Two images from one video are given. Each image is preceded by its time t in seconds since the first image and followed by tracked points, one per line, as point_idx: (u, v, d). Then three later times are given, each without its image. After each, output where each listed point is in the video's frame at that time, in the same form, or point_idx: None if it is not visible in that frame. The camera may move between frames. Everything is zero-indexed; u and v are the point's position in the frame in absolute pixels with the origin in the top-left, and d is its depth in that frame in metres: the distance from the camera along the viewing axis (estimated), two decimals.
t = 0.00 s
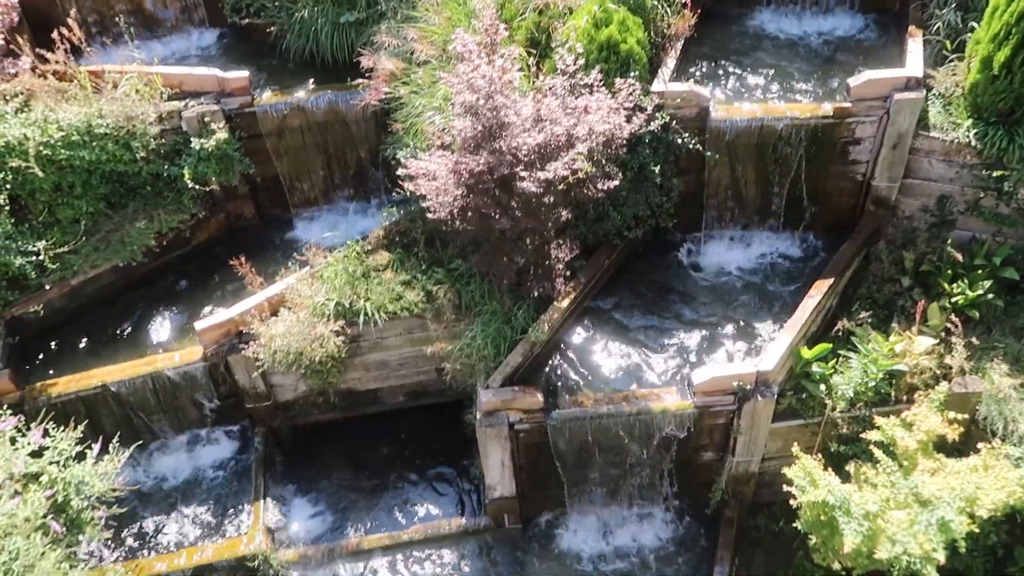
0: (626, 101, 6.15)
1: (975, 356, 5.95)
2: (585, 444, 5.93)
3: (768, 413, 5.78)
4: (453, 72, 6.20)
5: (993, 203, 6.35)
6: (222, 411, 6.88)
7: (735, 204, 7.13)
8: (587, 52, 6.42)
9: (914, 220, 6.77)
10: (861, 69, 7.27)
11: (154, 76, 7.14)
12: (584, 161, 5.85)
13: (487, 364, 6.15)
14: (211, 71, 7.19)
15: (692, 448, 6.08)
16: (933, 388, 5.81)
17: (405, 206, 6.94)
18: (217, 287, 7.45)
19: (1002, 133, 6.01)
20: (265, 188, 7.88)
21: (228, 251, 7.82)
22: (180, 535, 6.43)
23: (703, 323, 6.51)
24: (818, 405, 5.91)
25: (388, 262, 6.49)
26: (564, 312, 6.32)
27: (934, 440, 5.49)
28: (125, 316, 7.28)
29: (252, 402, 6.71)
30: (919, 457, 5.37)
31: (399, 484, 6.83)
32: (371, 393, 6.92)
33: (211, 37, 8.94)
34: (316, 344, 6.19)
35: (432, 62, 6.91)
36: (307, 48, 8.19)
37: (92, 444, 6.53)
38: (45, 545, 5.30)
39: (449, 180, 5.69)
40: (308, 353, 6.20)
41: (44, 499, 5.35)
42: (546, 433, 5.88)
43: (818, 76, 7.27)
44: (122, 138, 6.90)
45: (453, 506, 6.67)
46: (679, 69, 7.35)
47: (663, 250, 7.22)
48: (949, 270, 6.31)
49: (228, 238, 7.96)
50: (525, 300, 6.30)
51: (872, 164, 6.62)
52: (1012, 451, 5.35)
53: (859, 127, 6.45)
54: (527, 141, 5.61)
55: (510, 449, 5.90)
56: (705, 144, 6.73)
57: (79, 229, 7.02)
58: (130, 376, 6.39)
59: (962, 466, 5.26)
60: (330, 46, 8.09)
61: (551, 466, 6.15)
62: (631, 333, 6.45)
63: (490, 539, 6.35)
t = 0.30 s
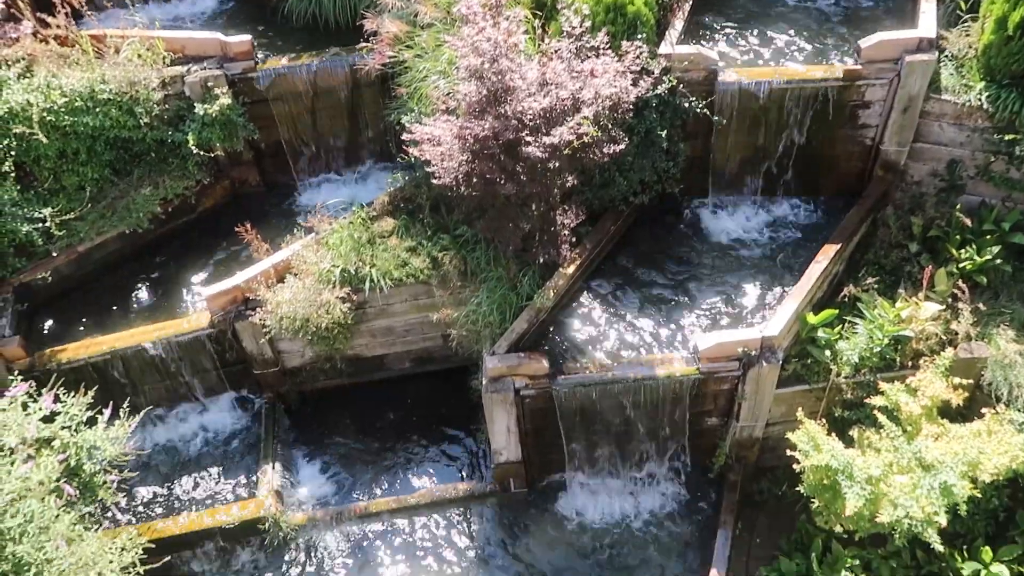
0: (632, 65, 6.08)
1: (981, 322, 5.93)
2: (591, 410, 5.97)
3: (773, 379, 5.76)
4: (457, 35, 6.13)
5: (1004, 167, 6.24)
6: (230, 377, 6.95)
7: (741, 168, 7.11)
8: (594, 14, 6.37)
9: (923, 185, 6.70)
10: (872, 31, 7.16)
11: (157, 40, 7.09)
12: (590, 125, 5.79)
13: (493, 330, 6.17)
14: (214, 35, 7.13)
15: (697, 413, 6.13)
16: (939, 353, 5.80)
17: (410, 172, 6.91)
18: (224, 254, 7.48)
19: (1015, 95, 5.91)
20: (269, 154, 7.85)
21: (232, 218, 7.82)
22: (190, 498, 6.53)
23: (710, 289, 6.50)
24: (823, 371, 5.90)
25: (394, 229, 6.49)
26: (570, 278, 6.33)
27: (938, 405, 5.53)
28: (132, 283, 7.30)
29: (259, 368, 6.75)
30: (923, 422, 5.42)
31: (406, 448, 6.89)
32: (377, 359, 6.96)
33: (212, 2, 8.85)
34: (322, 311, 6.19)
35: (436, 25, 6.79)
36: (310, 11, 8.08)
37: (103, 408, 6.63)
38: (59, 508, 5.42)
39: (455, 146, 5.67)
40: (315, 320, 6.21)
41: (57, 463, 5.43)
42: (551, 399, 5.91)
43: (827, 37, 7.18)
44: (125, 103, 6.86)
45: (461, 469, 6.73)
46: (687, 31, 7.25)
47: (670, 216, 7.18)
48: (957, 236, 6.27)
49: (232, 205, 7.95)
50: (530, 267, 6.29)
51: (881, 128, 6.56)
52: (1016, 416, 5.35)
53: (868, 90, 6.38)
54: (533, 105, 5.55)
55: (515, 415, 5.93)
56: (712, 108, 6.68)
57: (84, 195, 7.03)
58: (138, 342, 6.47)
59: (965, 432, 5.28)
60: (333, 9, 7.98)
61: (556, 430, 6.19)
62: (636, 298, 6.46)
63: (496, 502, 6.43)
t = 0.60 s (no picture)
0: (633, 43, 6.03)
1: (981, 303, 5.92)
2: (591, 390, 5.99)
3: (773, 359, 5.76)
4: (457, 13, 6.07)
5: (1007, 147, 6.19)
6: (231, 358, 6.97)
7: (742, 148, 7.08)
8: None
9: (925, 166, 6.67)
10: (876, 10, 7.09)
11: (153, 19, 7.00)
12: (590, 105, 5.75)
13: (493, 312, 6.16)
14: (211, 13, 7.05)
15: (697, 394, 6.13)
16: (938, 334, 5.79)
17: (410, 153, 6.87)
18: (223, 235, 7.47)
19: (1019, 74, 5.84)
20: (268, 134, 7.82)
21: (231, 198, 7.80)
22: (191, 478, 6.56)
23: (710, 271, 6.49)
24: (822, 351, 5.91)
25: (393, 210, 6.47)
26: (570, 259, 6.32)
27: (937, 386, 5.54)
28: (132, 264, 7.29)
29: (260, 349, 6.78)
30: (922, 402, 5.44)
31: (405, 428, 6.90)
32: (377, 339, 6.99)
33: None
34: (322, 292, 6.20)
35: (435, 4, 6.72)
36: None
37: (104, 389, 6.65)
38: (62, 488, 5.45)
39: (454, 126, 5.62)
40: (315, 301, 6.22)
41: (59, 443, 5.45)
42: (551, 379, 5.92)
43: (830, 16, 7.11)
44: (122, 83, 6.81)
45: (460, 448, 6.72)
46: (689, 10, 7.17)
47: (670, 197, 7.16)
48: (959, 217, 6.25)
49: (231, 184, 7.93)
50: (530, 248, 6.26)
51: (884, 108, 6.53)
52: (1015, 397, 5.35)
53: (872, 69, 6.34)
54: (533, 85, 5.51)
55: (515, 396, 5.95)
56: (714, 87, 6.64)
57: (82, 175, 7.00)
58: (138, 323, 6.48)
59: (964, 412, 5.30)
60: None
61: (555, 411, 6.20)
62: (636, 279, 6.45)
63: (496, 482, 6.47)
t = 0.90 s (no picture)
0: (636, 28, 6.02)
1: (982, 291, 5.92)
2: (592, 376, 6.01)
3: (774, 344, 5.77)
4: None
5: (1011, 134, 6.16)
6: (232, 343, 6.99)
7: (744, 134, 7.07)
8: None
9: (929, 152, 6.65)
10: None
11: (153, 2, 6.97)
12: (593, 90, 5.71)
13: (494, 297, 6.19)
14: None
15: (698, 380, 6.14)
16: (940, 322, 5.78)
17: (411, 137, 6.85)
18: (224, 219, 7.47)
19: None
20: (269, 119, 7.80)
21: (232, 182, 7.80)
22: (194, 462, 6.59)
23: (712, 257, 6.49)
24: (823, 338, 5.90)
25: (395, 194, 6.46)
26: (572, 245, 6.30)
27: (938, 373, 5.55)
28: (134, 249, 7.30)
29: (262, 334, 6.80)
30: (922, 389, 5.44)
31: (407, 413, 6.92)
32: (378, 325, 6.99)
33: None
34: (323, 278, 6.20)
35: None
36: None
37: (106, 374, 6.69)
38: (65, 471, 5.48)
39: (456, 110, 5.61)
40: (316, 286, 6.22)
41: (62, 427, 5.47)
42: (551, 365, 5.93)
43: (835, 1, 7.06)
44: (123, 66, 6.78)
45: (460, 434, 6.74)
46: None
47: (672, 184, 7.14)
48: (962, 204, 6.22)
49: (232, 169, 7.93)
50: (532, 234, 6.25)
51: (887, 95, 6.49)
52: (1015, 384, 5.36)
53: (875, 55, 6.31)
54: (535, 69, 5.50)
55: (516, 381, 5.96)
56: (717, 73, 6.62)
57: (83, 159, 6.99)
58: (140, 308, 6.49)
59: (964, 399, 5.31)
60: None
61: (556, 396, 6.21)
62: (637, 266, 6.45)
63: (497, 467, 6.50)
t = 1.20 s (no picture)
0: (644, 16, 6.00)
1: (989, 284, 5.89)
2: (596, 366, 6.00)
3: (779, 335, 5.76)
4: None
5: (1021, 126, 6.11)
6: (237, 328, 7.02)
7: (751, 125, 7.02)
8: None
9: (937, 144, 6.60)
10: None
11: None
12: (599, 77, 5.68)
13: (498, 285, 6.19)
14: None
15: (702, 370, 6.13)
16: (946, 314, 5.76)
17: (416, 125, 6.85)
18: (229, 204, 7.48)
19: None
20: (274, 104, 7.83)
21: (238, 167, 7.81)
22: (198, 446, 6.62)
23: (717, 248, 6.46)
24: (828, 329, 5.90)
25: (400, 182, 6.45)
26: (577, 234, 6.27)
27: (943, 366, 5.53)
28: (140, 234, 7.30)
29: (266, 320, 6.86)
30: (927, 381, 5.43)
31: (411, 400, 6.93)
32: (382, 312, 7.05)
33: None
34: (328, 264, 6.21)
35: None
36: None
37: (110, 358, 6.72)
38: (70, 454, 5.52)
39: (462, 97, 5.60)
40: (321, 273, 6.23)
41: (67, 411, 5.50)
42: (555, 353, 5.93)
43: None
44: (128, 51, 6.77)
45: (464, 421, 6.76)
46: None
47: (678, 173, 7.11)
48: (969, 196, 6.20)
49: (238, 154, 7.94)
50: (537, 223, 6.23)
51: (896, 85, 6.44)
52: (1020, 378, 5.35)
53: (886, 45, 6.26)
54: (542, 57, 5.48)
55: (520, 369, 5.96)
56: (725, 62, 6.58)
57: (89, 144, 6.97)
58: (144, 293, 6.50)
59: (969, 393, 5.30)
60: None
61: (560, 385, 6.21)
62: (643, 255, 6.43)
63: (500, 455, 6.52)
